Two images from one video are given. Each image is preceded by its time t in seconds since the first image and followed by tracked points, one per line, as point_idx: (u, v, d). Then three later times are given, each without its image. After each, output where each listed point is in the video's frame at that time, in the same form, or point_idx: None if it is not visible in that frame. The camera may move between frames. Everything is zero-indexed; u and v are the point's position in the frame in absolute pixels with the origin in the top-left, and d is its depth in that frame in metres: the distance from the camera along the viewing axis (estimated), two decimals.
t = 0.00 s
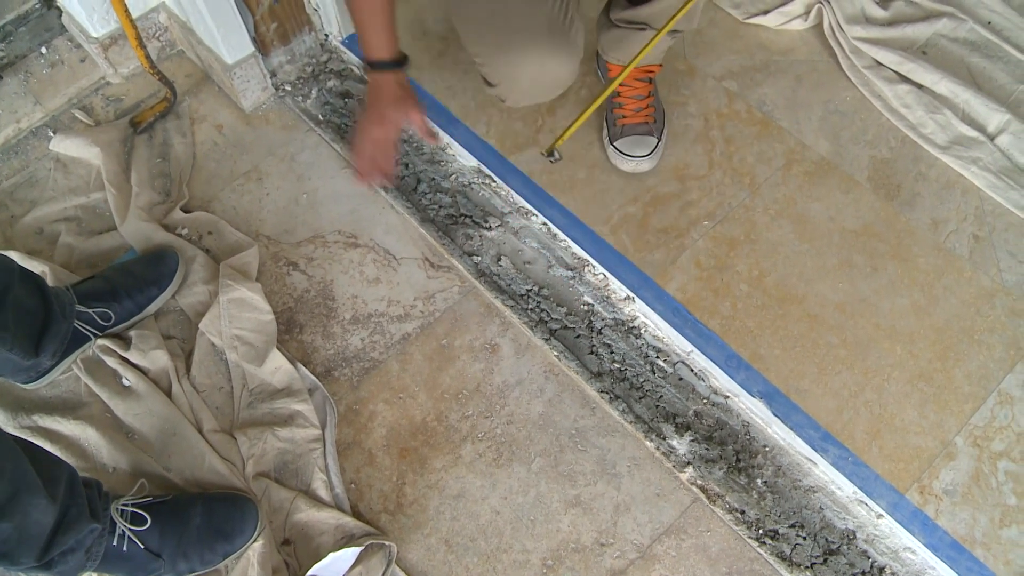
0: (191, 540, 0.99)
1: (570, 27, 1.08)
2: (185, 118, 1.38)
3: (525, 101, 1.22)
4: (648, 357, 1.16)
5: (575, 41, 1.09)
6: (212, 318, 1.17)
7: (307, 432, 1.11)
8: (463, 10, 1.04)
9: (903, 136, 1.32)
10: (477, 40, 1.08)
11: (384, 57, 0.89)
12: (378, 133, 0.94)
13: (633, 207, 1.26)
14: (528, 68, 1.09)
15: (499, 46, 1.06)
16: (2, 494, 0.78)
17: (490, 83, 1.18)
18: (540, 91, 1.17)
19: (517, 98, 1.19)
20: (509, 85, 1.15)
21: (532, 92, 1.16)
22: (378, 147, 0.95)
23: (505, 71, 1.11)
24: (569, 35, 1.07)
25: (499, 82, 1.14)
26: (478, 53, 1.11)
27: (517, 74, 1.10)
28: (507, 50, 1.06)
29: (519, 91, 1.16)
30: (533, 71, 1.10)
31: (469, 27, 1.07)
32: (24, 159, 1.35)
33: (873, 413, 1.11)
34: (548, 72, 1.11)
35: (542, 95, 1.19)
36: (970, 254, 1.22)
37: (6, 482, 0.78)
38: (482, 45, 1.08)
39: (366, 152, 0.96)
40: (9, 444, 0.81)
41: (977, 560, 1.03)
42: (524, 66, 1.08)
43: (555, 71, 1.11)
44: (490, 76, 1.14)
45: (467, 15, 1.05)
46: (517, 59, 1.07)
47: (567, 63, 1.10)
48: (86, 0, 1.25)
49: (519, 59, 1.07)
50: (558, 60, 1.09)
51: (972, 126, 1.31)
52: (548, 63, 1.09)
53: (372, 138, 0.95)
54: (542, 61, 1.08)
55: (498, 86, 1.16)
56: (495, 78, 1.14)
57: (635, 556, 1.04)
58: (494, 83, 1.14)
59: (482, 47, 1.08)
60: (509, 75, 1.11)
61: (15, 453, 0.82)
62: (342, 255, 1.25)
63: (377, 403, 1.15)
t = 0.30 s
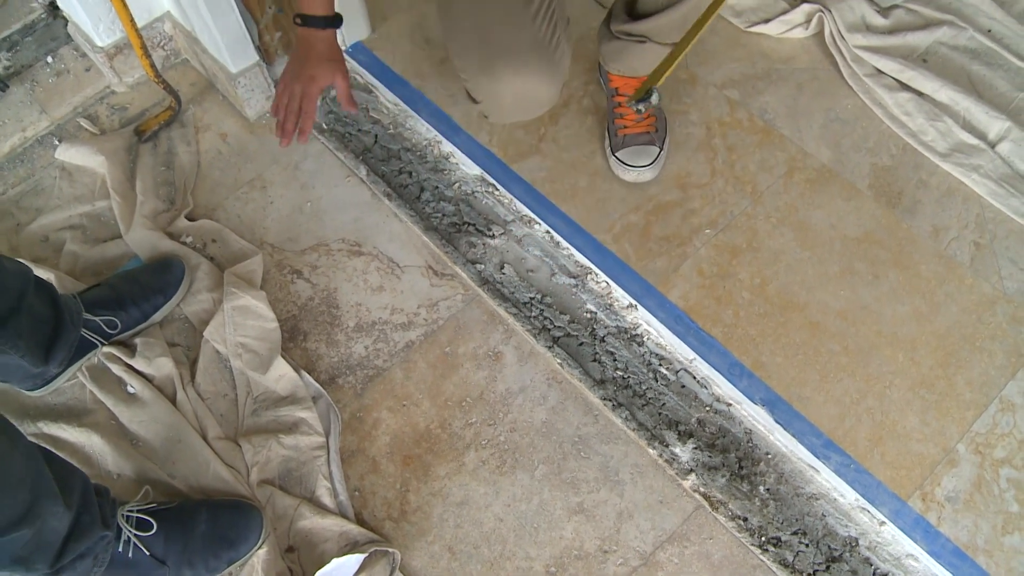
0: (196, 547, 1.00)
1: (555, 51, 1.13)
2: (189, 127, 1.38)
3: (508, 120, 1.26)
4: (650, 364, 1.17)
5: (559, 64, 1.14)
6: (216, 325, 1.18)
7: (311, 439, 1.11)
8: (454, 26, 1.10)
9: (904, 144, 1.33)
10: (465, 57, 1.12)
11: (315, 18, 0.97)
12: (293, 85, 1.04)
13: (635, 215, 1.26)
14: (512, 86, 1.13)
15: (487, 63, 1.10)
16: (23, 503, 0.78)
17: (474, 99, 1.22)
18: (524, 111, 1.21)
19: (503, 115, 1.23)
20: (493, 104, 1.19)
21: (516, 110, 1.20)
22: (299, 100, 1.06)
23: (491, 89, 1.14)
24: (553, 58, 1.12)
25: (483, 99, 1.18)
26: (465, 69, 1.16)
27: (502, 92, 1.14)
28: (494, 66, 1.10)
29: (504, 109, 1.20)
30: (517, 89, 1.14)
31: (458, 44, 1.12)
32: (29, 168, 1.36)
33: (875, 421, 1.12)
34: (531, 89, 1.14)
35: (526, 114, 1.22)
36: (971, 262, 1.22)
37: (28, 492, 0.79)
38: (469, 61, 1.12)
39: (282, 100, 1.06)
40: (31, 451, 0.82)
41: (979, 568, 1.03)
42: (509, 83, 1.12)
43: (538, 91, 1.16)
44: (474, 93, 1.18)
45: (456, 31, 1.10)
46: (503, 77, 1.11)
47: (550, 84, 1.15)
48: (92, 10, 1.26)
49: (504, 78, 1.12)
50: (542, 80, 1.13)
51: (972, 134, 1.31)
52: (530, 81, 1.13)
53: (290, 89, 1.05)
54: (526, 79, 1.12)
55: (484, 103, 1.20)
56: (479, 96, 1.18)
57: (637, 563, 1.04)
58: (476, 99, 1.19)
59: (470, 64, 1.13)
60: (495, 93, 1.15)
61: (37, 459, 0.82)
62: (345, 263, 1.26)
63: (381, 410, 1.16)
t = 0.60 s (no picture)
0: (204, 558, 1.01)
1: (562, 68, 1.15)
2: (201, 140, 1.40)
3: (516, 136, 1.27)
4: (655, 381, 1.18)
5: (566, 80, 1.16)
6: (227, 338, 1.19)
7: (319, 452, 1.12)
8: (460, 44, 1.11)
9: (908, 164, 1.34)
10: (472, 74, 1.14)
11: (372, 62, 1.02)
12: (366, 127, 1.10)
13: (641, 232, 1.28)
14: (519, 102, 1.15)
15: (494, 80, 1.12)
16: (36, 519, 0.79)
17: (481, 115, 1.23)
18: (531, 126, 1.23)
19: (509, 131, 1.24)
20: (499, 119, 1.21)
21: (522, 126, 1.22)
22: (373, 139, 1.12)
23: (497, 105, 1.16)
24: (560, 74, 1.14)
25: (490, 115, 1.20)
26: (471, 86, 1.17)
27: (509, 108, 1.16)
28: (502, 83, 1.12)
29: (510, 125, 1.22)
30: (525, 104, 1.15)
31: (464, 61, 1.13)
32: (42, 179, 1.38)
33: (878, 439, 1.13)
34: (537, 106, 1.16)
35: (532, 131, 1.24)
36: (974, 282, 1.24)
37: (40, 507, 0.80)
38: (476, 78, 1.14)
39: (358, 145, 1.13)
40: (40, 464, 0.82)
41: None
42: (516, 99, 1.14)
43: (545, 107, 1.17)
44: (481, 109, 1.19)
45: (462, 49, 1.11)
46: (510, 94, 1.13)
47: (557, 99, 1.16)
48: (107, 24, 1.29)
49: (511, 94, 1.13)
50: (549, 96, 1.15)
51: (976, 154, 1.34)
52: (537, 98, 1.15)
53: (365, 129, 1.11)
54: (532, 94, 1.14)
55: (491, 118, 1.21)
56: (486, 111, 1.19)
57: None
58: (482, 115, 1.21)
59: (477, 80, 1.14)
60: (502, 108, 1.16)
61: (49, 474, 0.83)
62: (354, 278, 1.27)
63: (388, 424, 1.17)
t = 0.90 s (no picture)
0: (207, 568, 1.01)
1: (572, 84, 1.16)
2: (206, 154, 1.42)
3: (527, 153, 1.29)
4: (656, 395, 1.19)
5: (577, 95, 1.18)
6: (230, 349, 1.20)
7: (322, 463, 1.13)
8: (470, 62, 1.13)
9: (906, 182, 1.37)
10: (484, 91, 1.16)
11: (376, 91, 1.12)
12: (376, 154, 1.20)
13: (642, 248, 1.30)
14: (529, 116, 1.16)
15: (504, 95, 1.14)
16: (37, 536, 0.78)
17: (494, 132, 1.25)
18: (543, 142, 1.24)
19: (521, 147, 1.26)
20: (512, 135, 1.22)
21: (534, 143, 1.23)
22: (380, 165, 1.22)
23: (508, 121, 1.18)
24: (570, 91, 1.15)
25: (502, 131, 1.22)
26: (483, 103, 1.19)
27: (520, 122, 1.17)
28: (513, 98, 1.13)
29: (522, 141, 1.23)
30: (535, 119, 1.16)
31: (476, 79, 1.15)
32: (47, 191, 1.39)
33: (876, 452, 1.14)
34: (549, 121, 1.18)
35: (544, 147, 1.26)
36: (971, 298, 1.26)
37: (41, 525, 0.79)
38: (487, 94, 1.15)
39: (368, 173, 1.23)
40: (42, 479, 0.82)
41: None
42: (527, 114, 1.15)
43: (556, 122, 1.19)
44: (493, 126, 1.21)
45: (473, 67, 1.13)
46: (520, 109, 1.15)
47: (568, 115, 1.18)
48: (114, 38, 1.30)
49: (522, 109, 1.15)
50: (558, 112, 1.16)
51: (973, 172, 1.36)
52: (549, 113, 1.16)
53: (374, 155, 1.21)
54: (543, 110, 1.15)
55: (502, 134, 1.23)
56: (498, 128, 1.21)
57: None
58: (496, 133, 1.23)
59: (488, 97, 1.16)
60: (513, 123, 1.18)
61: (50, 491, 0.82)
62: (358, 290, 1.29)
63: (391, 435, 1.18)
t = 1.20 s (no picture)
0: None
1: (575, 91, 1.17)
2: (213, 166, 1.43)
3: (530, 159, 1.29)
4: (660, 408, 1.20)
5: (579, 102, 1.18)
6: (237, 361, 1.21)
7: (328, 475, 1.14)
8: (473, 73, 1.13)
9: (909, 197, 1.38)
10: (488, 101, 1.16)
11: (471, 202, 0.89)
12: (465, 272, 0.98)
13: (647, 261, 1.31)
14: (534, 123, 1.16)
15: (508, 105, 1.13)
16: (46, 546, 0.78)
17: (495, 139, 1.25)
18: (547, 148, 1.25)
19: (524, 153, 1.26)
20: (515, 141, 1.22)
21: (537, 148, 1.24)
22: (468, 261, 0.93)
23: (513, 130, 1.17)
24: (573, 98, 1.16)
25: (505, 138, 1.21)
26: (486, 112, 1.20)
27: (524, 129, 1.17)
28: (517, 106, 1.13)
29: (525, 146, 1.23)
30: (540, 125, 1.17)
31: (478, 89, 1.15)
32: (56, 203, 1.40)
33: (879, 466, 1.14)
34: (552, 129, 1.18)
35: (546, 153, 1.26)
36: (974, 312, 1.27)
37: (51, 534, 0.79)
38: (491, 102, 1.15)
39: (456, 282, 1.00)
40: (52, 490, 0.82)
41: None
42: (531, 121, 1.15)
43: (559, 128, 1.19)
44: (497, 133, 1.21)
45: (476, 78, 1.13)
46: (525, 116, 1.15)
47: (571, 122, 1.18)
48: (123, 51, 1.32)
49: (526, 116, 1.15)
50: (562, 118, 1.17)
51: (975, 188, 1.37)
52: (552, 121, 1.16)
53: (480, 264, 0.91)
54: (548, 116, 1.15)
55: (506, 142, 1.23)
56: (501, 134, 1.21)
57: None
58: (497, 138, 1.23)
59: (492, 107, 1.16)
60: (517, 132, 1.18)
61: (59, 500, 0.82)
62: (364, 303, 1.30)
63: (397, 447, 1.19)
